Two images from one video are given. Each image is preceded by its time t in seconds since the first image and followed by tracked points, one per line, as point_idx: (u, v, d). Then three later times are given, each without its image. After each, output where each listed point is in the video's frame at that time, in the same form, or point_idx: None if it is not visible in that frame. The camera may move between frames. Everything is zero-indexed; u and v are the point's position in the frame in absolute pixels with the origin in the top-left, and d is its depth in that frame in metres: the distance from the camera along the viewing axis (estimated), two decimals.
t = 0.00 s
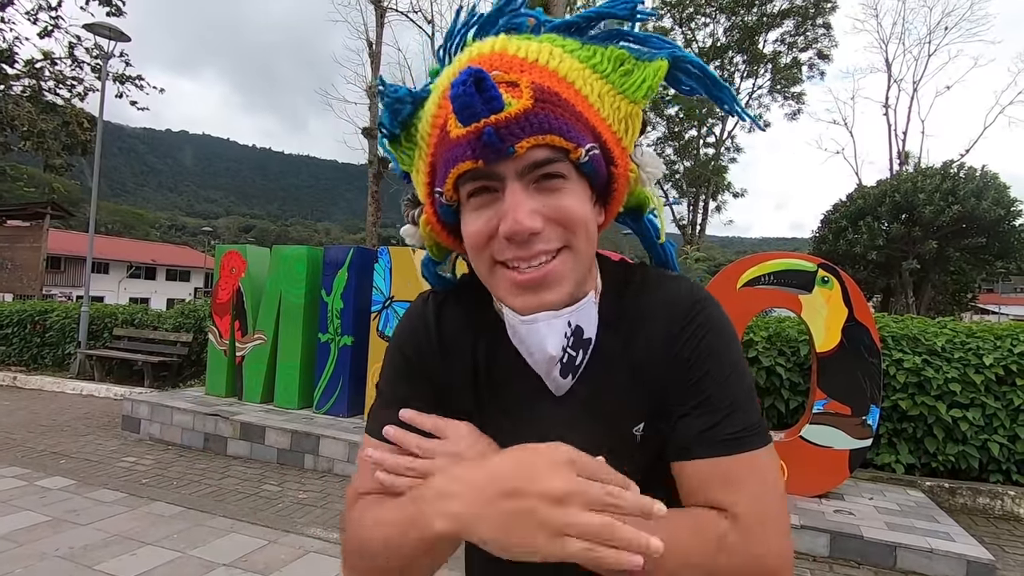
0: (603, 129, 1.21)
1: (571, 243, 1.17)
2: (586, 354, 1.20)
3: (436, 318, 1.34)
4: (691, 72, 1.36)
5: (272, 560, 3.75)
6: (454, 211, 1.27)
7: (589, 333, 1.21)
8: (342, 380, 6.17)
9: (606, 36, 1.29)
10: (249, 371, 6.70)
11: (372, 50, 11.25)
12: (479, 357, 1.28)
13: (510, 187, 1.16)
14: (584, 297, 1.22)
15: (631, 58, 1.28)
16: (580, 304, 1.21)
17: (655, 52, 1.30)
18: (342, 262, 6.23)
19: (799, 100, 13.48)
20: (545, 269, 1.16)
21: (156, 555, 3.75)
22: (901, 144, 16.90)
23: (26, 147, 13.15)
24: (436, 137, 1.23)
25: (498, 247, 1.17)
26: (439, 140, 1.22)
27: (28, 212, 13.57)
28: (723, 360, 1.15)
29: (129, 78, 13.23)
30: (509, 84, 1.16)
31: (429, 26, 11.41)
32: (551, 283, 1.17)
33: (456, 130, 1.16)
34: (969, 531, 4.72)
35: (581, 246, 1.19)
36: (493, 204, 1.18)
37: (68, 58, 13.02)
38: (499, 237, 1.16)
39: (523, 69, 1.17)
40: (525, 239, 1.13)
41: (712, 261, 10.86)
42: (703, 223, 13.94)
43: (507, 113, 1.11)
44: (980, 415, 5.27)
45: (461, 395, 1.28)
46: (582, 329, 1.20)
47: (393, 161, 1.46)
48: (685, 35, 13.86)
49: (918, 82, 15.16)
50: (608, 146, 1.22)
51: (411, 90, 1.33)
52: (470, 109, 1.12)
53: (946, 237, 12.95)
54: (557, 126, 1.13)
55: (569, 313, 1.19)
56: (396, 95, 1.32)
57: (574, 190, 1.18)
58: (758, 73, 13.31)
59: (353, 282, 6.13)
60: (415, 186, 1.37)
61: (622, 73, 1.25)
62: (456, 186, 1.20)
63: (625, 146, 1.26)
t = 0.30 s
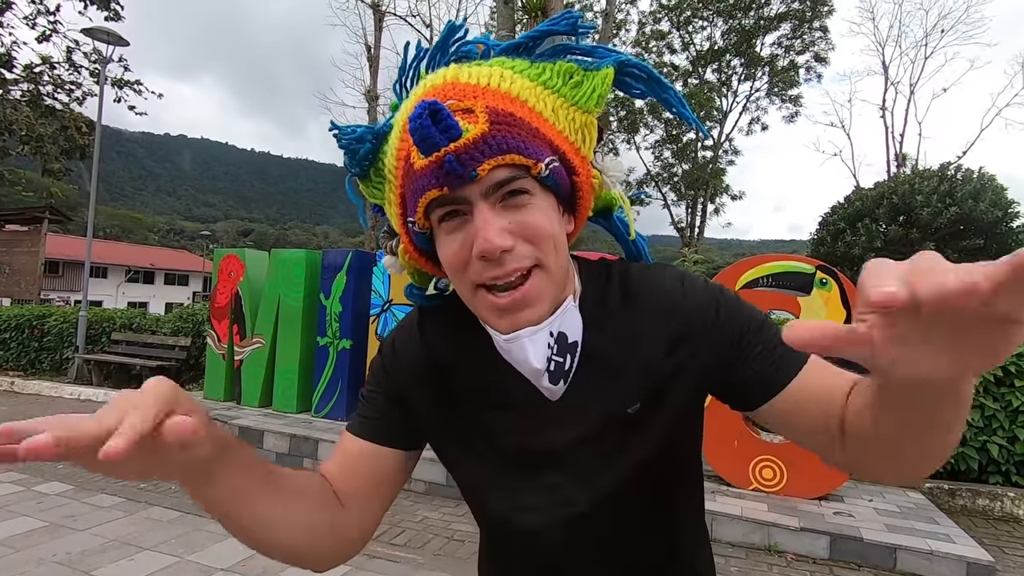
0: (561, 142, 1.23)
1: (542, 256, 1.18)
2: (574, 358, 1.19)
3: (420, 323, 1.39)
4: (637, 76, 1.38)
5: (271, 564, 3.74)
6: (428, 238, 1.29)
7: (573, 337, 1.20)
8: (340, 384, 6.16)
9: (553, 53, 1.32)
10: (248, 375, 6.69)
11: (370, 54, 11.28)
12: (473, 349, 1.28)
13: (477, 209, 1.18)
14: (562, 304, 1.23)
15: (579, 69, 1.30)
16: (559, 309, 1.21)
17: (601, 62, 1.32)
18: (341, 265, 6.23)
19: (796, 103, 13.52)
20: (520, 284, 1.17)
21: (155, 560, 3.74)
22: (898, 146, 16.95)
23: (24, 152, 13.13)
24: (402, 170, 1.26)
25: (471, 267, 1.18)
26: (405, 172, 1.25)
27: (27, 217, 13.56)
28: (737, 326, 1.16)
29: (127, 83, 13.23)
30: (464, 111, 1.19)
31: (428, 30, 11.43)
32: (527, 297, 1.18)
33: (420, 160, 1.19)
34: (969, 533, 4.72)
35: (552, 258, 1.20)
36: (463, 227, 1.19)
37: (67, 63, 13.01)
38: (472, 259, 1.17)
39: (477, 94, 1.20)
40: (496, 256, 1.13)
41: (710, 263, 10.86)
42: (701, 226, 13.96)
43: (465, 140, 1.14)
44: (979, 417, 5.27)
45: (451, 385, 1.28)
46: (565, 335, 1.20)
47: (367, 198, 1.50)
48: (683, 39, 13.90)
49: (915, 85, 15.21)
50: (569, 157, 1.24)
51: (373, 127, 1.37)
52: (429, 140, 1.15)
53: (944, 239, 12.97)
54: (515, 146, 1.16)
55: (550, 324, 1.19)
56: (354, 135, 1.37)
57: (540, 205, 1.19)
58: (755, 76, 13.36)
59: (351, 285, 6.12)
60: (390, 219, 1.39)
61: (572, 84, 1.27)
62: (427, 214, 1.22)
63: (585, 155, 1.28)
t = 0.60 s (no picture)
0: (567, 168, 1.23)
1: (550, 283, 1.18)
2: (571, 373, 1.19)
3: (410, 349, 1.36)
4: (634, 105, 1.37)
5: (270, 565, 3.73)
6: (429, 258, 1.25)
7: (569, 352, 1.20)
8: (339, 385, 6.15)
9: (554, 73, 1.31)
10: (248, 376, 6.68)
11: (369, 55, 11.30)
12: (470, 365, 1.28)
13: (490, 233, 1.16)
14: (560, 320, 1.22)
15: (581, 93, 1.29)
16: (558, 325, 1.21)
17: (602, 84, 1.31)
18: (340, 266, 6.22)
19: (795, 104, 13.55)
20: (529, 311, 1.16)
21: (153, 561, 3.73)
22: (897, 146, 16.98)
23: (23, 153, 13.10)
24: (407, 187, 1.22)
25: (480, 292, 1.15)
26: (411, 190, 1.22)
27: (25, 218, 13.54)
28: (728, 331, 1.15)
29: (126, 84, 13.22)
30: (479, 132, 1.17)
31: (427, 31, 11.45)
32: (535, 324, 1.17)
33: (433, 180, 1.16)
34: (968, 533, 4.72)
35: (558, 284, 1.19)
36: (474, 249, 1.17)
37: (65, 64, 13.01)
38: (483, 283, 1.14)
39: (492, 116, 1.18)
40: (510, 282, 1.12)
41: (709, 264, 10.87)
42: (700, 226, 13.96)
43: (485, 163, 1.13)
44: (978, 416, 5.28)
45: (450, 399, 1.27)
46: (562, 350, 1.20)
47: (351, 209, 1.42)
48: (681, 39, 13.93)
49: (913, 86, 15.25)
50: (574, 185, 1.24)
51: (364, 137, 1.31)
52: (450, 161, 1.12)
53: (943, 239, 12.98)
54: (532, 172, 1.16)
55: (550, 341, 1.19)
56: (347, 144, 1.30)
57: (549, 232, 1.19)
58: (754, 77, 13.37)
59: (351, 286, 6.13)
60: (381, 234, 1.35)
61: (573, 109, 1.27)
62: (435, 235, 1.18)
63: (585, 181, 1.28)
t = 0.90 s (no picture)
0: (571, 164, 1.22)
1: (546, 276, 1.16)
2: (568, 369, 1.19)
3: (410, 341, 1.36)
4: (641, 111, 1.38)
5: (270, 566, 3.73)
6: (432, 246, 1.25)
7: (567, 349, 1.20)
8: (340, 385, 6.15)
9: (566, 74, 1.31)
10: (248, 376, 6.67)
11: (369, 55, 11.31)
12: (473, 361, 1.27)
13: (489, 222, 1.15)
14: (558, 315, 1.22)
15: (591, 95, 1.30)
16: (556, 321, 1.20)
17: (614, 88, 1.31)
18: (339, 267, 6.22)
19: (795, 103, 13.56)
20: (526, 301, 1.15)
21: (154, 562, 3.73)
22: (896, 146, 16.98)
23: (23, 153, 13.11)
24: (412, 175, 1.22)
25: (478, 280, 1.14)
26: (416, 177, 1.22)
27: (25, 219, 13.54)
28: (728, 337, 1.15)
29: (126, 84, 13.20)
30: (485, 123, 1.17)
31: (426, 31, 11.45)
32: (531, 315, 1.16)
33: (436, 167, 1.16)
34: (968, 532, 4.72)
35: (554, 277, 1.18)
36: (474, 237, 1.17)
37: (65, 64, 13.00)
38: (480, 271, 1.14)
39: (498, 108, 1.18)
40: (507, 271, 1.11)
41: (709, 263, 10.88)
42: (699, 225, 13.97)
43: (486, 152, 1.12)
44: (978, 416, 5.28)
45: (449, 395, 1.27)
46: (560, 347, 1.19)
47: (363, 198, 1.44)
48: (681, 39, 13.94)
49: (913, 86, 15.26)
50: (578, 180, 1.23)
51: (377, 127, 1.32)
52: (451, 149, 1.12)
53: (943, 238, 12.97)
54: (534, 164, 1.15)
55: (548, 337, 1.19)
56: (361, 134, 1.31)
57: (548, 226, 1.18)
58: (754, 76, 13.38)
59: (351, 286, 6.13)
60: (389, 222, 1.35)
61: (582, 109, 1.27)
62: (437, 222, 1.18)
63: (590, 180, 1.28)
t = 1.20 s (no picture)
0: (569, 132, 1.21)
1: (517, 234, 1.16)
2: (543, 337, 1.15)
3: (436, 298, 1.35)
4: (692, 89, 1.38)
5: (270, 565, 3.73)
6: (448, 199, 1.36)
7: (547, 318, 1.16)
8: (340, 384, 6.15)
9: (617, 50, 1.34)
10: (248, 375, 6.67)
11: (369, 54, 11.30)
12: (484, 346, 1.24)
13: (466, 175, 1.21)
14: (544, 283, 1.20)
15: (630, 71, 1.31)
16: (540, 291, 1.18)
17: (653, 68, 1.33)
18: (339, 266, 6.21)
19: (795, 103, 13.55)
20: (490, 253, 1.17)
21: (154, 561, 3.74)
22: (896, 146, 16.98)
23: (23, 153, 13.10)
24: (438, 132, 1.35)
25: (454, 228, 1.21)
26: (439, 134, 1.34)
27: (24, 218, 13.54)
28: (723, 347, 1.16)
29: (125, 83, 13.18)
30: (483, 86, 1.23)
31: (426, 30, 11.45)
32: (496, 267, 1.17)
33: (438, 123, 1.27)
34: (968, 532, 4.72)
35: (527, 235, 1.16)
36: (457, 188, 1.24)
37: (64, 64, 12.99)
38: (455, 219, 1.20)
39: (500, 73, 1.23)
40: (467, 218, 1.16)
41: (709, 263, 10.89)
42: (699, 225, 13.98)
43: (464, 108, 1.19)
44: (978, 416, 5.28)
45: (447, 380, 1.25)
46: (537, 313, 1.17)
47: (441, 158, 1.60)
48: (681, 39, 13.94)
49: (912, 85, 15.26)
50: (575, 149, 1.21)
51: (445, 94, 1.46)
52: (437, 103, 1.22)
53: (943, 238, 12.97)
54: (509, 124, 1.17)
55: (519, 296, 1.18)
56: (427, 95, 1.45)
57: (522, 184, 1.17)
58: (754, 76, 13.38)
59: (351, 286, 6.12)
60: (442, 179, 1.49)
61: (614, 82, 1.28)
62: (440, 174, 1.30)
63: (601, 153, 1.25)
